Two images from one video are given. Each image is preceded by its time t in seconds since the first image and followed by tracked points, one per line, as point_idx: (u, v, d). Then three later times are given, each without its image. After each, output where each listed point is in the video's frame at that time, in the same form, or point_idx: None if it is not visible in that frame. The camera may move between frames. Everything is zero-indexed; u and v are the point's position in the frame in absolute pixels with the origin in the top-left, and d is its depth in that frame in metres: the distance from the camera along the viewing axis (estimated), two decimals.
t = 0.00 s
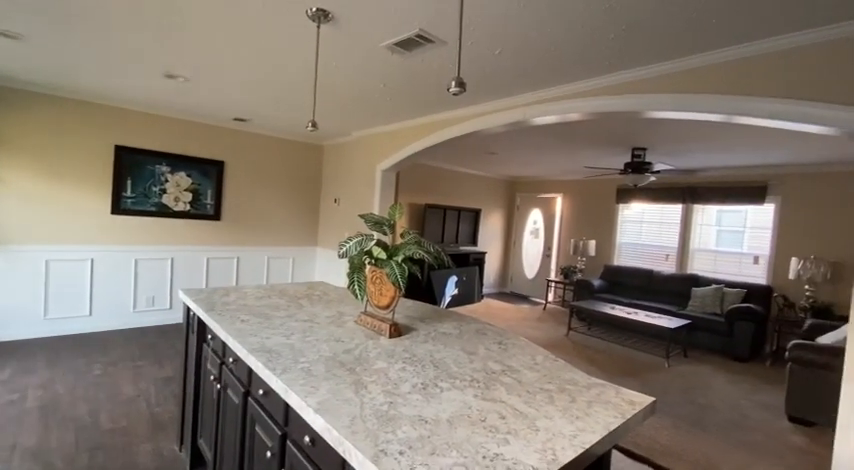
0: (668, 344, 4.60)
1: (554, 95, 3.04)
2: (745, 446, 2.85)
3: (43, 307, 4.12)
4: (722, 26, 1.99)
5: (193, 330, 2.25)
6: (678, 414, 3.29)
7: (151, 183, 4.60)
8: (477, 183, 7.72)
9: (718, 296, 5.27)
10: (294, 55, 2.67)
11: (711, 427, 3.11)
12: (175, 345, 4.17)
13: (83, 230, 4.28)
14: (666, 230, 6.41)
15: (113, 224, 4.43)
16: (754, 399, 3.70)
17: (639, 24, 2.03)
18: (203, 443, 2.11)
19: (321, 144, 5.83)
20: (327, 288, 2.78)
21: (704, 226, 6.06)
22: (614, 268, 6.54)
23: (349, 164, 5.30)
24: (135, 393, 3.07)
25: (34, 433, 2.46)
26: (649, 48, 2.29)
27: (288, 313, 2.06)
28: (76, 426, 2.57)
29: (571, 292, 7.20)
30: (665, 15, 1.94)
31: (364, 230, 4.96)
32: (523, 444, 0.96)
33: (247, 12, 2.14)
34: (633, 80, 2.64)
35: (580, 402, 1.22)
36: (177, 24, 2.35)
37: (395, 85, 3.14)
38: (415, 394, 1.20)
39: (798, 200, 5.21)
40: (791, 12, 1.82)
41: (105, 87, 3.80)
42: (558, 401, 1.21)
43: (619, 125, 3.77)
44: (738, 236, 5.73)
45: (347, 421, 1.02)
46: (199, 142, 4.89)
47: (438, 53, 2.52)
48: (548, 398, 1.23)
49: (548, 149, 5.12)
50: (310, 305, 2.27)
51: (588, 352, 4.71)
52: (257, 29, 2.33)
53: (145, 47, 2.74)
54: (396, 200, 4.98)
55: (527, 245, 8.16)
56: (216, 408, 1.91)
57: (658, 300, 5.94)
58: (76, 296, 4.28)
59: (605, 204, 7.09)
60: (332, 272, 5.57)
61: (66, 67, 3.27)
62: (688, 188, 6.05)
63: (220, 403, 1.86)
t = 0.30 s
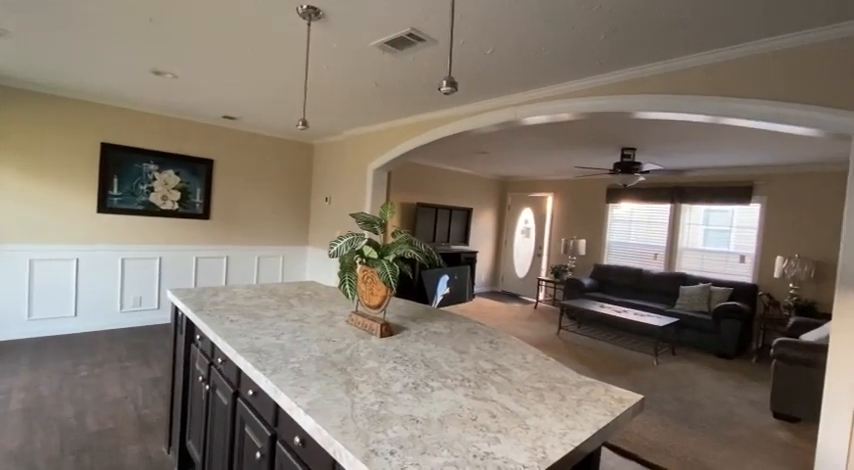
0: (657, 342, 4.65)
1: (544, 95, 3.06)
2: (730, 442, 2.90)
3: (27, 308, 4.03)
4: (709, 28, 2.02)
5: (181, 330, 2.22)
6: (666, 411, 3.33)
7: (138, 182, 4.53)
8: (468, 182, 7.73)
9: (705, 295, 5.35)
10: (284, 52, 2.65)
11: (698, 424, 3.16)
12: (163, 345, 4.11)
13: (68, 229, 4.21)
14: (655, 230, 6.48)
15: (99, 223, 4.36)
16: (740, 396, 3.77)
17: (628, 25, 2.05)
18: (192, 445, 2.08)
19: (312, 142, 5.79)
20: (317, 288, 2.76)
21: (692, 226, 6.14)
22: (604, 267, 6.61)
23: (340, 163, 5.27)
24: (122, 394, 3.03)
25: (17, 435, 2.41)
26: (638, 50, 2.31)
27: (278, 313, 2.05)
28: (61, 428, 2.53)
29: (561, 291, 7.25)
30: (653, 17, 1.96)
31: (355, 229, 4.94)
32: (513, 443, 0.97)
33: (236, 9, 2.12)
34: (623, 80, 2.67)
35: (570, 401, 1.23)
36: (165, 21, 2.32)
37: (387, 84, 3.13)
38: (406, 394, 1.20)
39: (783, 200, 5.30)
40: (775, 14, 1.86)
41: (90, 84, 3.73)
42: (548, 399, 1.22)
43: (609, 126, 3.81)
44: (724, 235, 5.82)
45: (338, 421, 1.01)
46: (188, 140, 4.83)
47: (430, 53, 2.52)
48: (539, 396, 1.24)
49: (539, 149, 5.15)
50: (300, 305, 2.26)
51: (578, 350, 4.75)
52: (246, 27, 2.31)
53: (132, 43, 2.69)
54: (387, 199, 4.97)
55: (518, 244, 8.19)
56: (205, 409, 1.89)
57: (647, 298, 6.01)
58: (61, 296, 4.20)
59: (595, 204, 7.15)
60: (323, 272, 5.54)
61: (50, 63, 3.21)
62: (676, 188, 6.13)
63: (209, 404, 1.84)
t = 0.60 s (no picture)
0: (648, 341, 4.70)
1: (538, 95, 3.08)
2: (720, 438, 2.94)
3: (14, 308, 3.97)
4: (701, 29, 2.04)
5: (172, 331, 2.20)
6: (657, 409, 3.37)
7: (129, 180, 4.48)
8: (462, 182, 7.74)
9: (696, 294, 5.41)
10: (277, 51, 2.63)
11: (688, 421, 3.19)
12: (154, 346, 4.07)
13: (57, 228, 4.15)
14: (647, 229, 6.54)
15: (89, 222, 4.31)
16: (730, 393, 3.82)
17: (621, 26, 2.07)
18: (183, 446, 2.06)
19: (305, 141, 5.77)
20: (311, 287, 2.75)
21: (683, 225, 6.20)
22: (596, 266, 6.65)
23: (334, 162, 5.25)
24: (112, 395, 2.99)
25: (5, 437, 2.37)
26: (630, 51, 2.33)
27: (271, 313, 2.04)
28: (50, 430, 2.49)
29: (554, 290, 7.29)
30: (644, 18, 1.98)
31: (349, 228, 4.93)
32: (507, 442, 0.97)
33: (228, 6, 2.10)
34: (616, 81, 2.68)
35: (563, 399, 1.23)
36: (156, 17, 2.29)
37: (381, 83, 3.12)
38: (400, 393, 1.20)
39: (772, 200, 5.38)
40: (763, 17, 1.89)
41: (80, 81, 3.68)
42: (541, 398, 1.23)
43: (601, 126, 3.83)
44: (715, 235, 5.89)
45: (331, 422, 1.01)
46: (179, 139, 4.78)
47: (424, 52, 2.52)
48: (532, 395, 1.24)
49: (532, 148, 5.17)
50: (293, 305, 2.25)
51: (570, 349, 4.78)
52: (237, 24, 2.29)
53: (122, 40, 2.66)
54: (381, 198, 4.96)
55: (511, 244, 8.22)
56: (197, 410, 1.88)
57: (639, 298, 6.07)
58: (50, 296, 4.14)
59: (588, 204, 7.20)
60: (316, 271, 5.52)
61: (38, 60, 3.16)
62: (668, 188, 6.19)
63: (201, 405, 1.83)
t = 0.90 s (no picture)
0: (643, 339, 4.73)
1: (534, 95, 3.09)
2: (714, 436, 2.96)
3: (6, 308, 3.93)
4: (697, 29, 2.05)
5: (167, 330, 2.19)
6: (652, 407, 3.39)
7: (122, 178, 4.44)
8: (458, 181, 7.75)
9: (690, 293, 5.44)
10: (274, 48, 2.62)
11: (683, 419, 3.22)
12: (148, 345, 4.05)
13: (49, 226, 4.11)
14: (642, 229, 6.57)
15: (82, 221, 4.27)
16: (723, 391, 3.85)
17: (618, 25, 2.07)
18: (178, 446, 2.05)
19: (301, 140, 5.75)
20: (306, 286, 2.74)
21: (677, 225, 6.24)
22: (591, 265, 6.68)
23: (330, 161, 5.24)
24: (106, 395, 2.97)
25: None
26: (626, 50, 2.34)
27: (266, 312, 2.03)
28: (42, 430, 2.47)
29: (550, 289, 7.32)
30: (641, 18, 1.99)
31: (344, 227, 4.92)
32: (503, 439, 0.97)
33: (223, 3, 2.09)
34: (612, 80, 2.70)
35: (558, 397, 1.24)
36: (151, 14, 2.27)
37: (377, 81, 3.12)
38: (396, 392, 1.20)
39: (765, 200, 5.42)
40: (759, 17, 1.90)
41: (73, 79, 3.64)
42: (537, 396, 1.23)
43: (597, 125, 3.84)
44: (709, 234, 5.93)
45: (327, 420, 1.01)
46: (173, 136, 4.75)
47: (421, 51, 2.52)
48: (528, 393, 1.25)
49: (528, 148, 5.18)
50: (289, 304, 2.24)
51: (566, 348, 4.80)
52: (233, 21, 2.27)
53: (116, 37, 2.63)
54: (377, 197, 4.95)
55: (507, 243, 8.24)
56: (192, 409, 1.87)
57: (633, 296, 6.10)
58: (42, 295, 4.11)
59: (583, 203, 7.23)
60: (312, 270, 5.50)
61: (30, 56, 3.12)
62: (663, 187, 6.22)
63: (196, 404, 1.82)
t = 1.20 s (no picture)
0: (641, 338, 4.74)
1: (532, 94, 3.08)
2: (712, 435, 2.97)
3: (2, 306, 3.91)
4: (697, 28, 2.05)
5: (164, 329, 2.18)
6: (650, 406, 3.39)
7: (119, 177, 4.42)
8: (456, 180, 7.74)
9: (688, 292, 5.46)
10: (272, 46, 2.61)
11: (681, 418, 3.22)
12: (145, 344, 4.03)
13: (45, 225, 4.09)
14: (639, 228, 6.58)
15: (79, 220, 4.25)
16: (721, 390, 3.86)
17: (618, 24, 2.07)
18: (175, 445, 2.04)
19: (299, 139, 5.73)
20: (305, 285, 2.73)
21: (675, 224, 6.25)
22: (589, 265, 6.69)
23: (328, 160, 5.22)
24: (102, 394, 2.95)
25: None
26: (625, 49, 2.34)
27: (264, 311, 2.02)
28: (38, 429, 2.46)
29: (548, 288, 7.32)
30: (641, 16, 1.98)
31: (343, 226, 4.91)
32: (502, 438, 0.97)
33: None
34: (610, 79, 2.69)
35: (557, 396, 1.24)
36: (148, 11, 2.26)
37: (376, 80, 3.10)
38: (395, 391, 1.20)
39: (762, 200, 5.44)
40: (759, 17, 1.90)
41: (69, 76, 3.62)
42: (536, 395, 1.23)
43: (596, 124, 3.84)
44: (706, 234, 5.94)
45: (326, 419, 1.00)
46: (170, 135, 4.72)
47: (420, 49, 2.51)
48: (527, 392, 1.25)
49: (527, 147, 5.17)
50: (287, 303, 2.23)
51: (564, 347, 4.80)
52: (231, 18, 2.26)
53: (113, 34, 2.62)
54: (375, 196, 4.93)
55: (505, 242, 8.24)
56: (189, 408, 1.86)
57: (631, 296, 6.11)
58: (38, 294, 4.08)
59: (581, 202, 7.23)
60: (310, 269, 5.49)
61: (26, 54, 3.10)
62: (661, 187, 6.23)
63: (193, 404, 1.81)
